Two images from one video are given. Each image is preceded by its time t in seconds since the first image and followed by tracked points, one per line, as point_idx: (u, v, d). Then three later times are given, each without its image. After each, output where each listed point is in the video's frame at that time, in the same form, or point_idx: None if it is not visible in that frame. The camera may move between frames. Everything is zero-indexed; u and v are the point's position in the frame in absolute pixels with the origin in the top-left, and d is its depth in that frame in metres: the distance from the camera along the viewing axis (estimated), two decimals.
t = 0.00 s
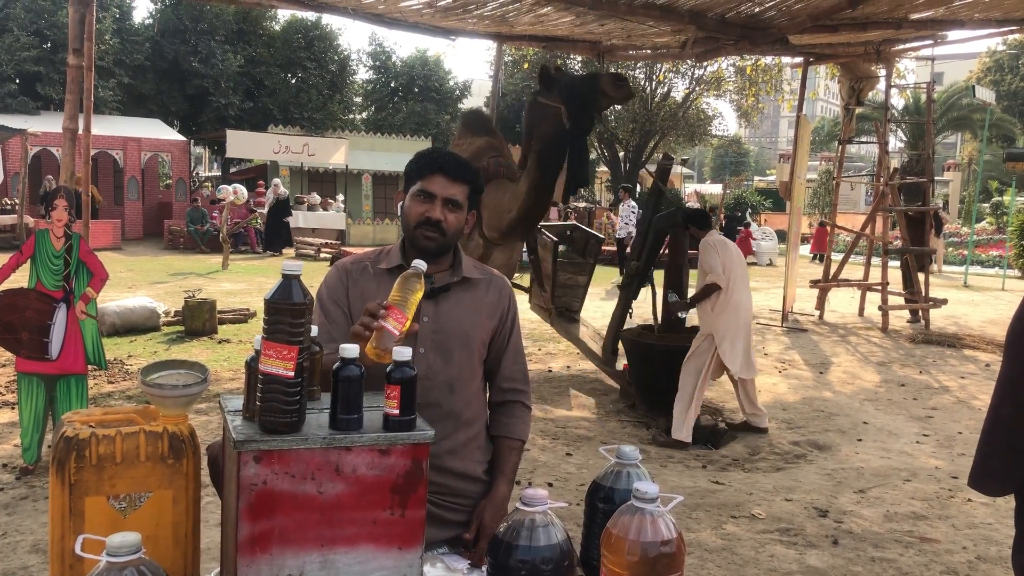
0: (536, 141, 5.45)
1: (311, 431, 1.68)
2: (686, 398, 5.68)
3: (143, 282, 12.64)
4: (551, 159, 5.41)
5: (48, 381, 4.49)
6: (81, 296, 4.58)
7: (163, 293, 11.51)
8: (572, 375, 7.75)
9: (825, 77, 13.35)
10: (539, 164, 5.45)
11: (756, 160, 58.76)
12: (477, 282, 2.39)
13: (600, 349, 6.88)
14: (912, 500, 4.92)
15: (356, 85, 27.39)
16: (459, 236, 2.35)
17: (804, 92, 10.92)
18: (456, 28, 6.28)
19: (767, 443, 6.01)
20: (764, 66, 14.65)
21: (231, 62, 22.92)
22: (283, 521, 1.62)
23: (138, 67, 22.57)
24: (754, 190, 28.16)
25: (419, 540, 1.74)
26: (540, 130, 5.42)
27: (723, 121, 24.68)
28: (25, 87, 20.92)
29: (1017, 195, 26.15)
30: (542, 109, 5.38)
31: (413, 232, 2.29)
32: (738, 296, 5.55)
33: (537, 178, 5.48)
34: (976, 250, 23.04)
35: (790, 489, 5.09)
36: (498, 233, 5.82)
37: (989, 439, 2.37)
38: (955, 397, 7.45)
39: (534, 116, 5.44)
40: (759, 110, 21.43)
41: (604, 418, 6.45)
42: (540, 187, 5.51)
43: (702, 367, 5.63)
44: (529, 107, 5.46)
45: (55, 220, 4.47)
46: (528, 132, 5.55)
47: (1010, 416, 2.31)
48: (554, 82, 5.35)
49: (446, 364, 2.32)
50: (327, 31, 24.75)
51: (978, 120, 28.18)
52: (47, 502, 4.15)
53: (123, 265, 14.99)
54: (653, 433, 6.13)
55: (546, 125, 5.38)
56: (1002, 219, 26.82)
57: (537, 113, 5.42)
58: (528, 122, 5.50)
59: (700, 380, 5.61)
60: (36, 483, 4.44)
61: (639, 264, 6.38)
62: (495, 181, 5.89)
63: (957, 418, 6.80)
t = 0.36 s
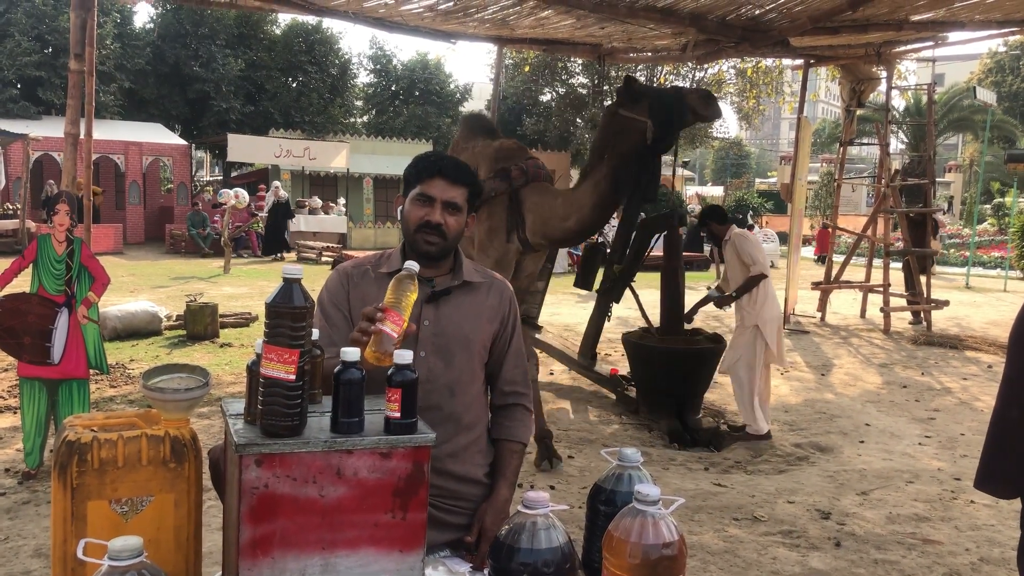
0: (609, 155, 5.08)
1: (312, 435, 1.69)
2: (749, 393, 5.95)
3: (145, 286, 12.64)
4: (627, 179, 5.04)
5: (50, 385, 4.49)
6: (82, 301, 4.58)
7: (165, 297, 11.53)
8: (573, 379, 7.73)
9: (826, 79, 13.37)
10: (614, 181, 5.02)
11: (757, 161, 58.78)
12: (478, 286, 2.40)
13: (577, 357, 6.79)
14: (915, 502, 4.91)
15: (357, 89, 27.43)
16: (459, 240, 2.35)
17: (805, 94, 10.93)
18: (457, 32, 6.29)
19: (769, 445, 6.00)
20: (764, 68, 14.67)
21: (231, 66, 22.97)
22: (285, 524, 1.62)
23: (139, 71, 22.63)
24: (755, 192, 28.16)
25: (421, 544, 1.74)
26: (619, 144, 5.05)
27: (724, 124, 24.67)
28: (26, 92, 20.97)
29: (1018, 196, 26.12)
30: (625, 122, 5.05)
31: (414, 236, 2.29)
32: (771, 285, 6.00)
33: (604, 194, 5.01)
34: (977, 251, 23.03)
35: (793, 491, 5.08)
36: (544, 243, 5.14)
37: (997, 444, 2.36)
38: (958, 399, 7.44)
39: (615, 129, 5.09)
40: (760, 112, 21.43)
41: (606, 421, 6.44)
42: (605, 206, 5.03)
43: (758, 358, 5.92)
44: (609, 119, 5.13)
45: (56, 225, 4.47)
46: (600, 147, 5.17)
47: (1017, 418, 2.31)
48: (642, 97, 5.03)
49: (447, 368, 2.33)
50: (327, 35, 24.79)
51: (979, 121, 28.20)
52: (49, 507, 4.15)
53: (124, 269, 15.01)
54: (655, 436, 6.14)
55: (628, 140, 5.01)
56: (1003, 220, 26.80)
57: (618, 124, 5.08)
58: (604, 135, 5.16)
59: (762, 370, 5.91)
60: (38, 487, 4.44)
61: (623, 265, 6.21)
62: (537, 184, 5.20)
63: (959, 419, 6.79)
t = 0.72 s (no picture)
0: (699, 154, 4.57)
1: (311, 436, 1.68)
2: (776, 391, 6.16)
3: (144, 288, 12.65)
4: (720, 180, 4.59)
5: (50, 388, 4.49)
6: (82, 303, 4.57)
7: (165, 299, 11.54)
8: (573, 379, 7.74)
9: (824, 79, 13.38)
10: (704, 183, 4.57)
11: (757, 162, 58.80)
12: (477, 286, 2.39)
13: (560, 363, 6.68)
14: (915, 502, 4.91)
15: (355, 91, 27.46)
16: (458, 241, 2.35)
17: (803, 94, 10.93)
18: (455, 34, 6.30)
19: (769, 446, 6.01)
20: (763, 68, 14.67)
21: (231, 67, 22.96)
22: (284, 526, 1.61)
23: (138, 73, 22.66)
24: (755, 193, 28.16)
25: (420, 546, 1.74)
26: (712, 142, 4.54)
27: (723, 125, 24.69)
28: (25, 94, 20.99)
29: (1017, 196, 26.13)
30: (721, 120, 4.56)
31: (412, 237, 2.29)
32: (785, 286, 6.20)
33: (690, 197, 4.58)
34: (977, 251, 23.04)
35: (793, 492, 5.07)
36: (613, 246, 4.81)
37: (999, 444, 2.36)
38: (958, 399, 7.44)
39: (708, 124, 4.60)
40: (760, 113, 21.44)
41: (606, 422, 6.45)
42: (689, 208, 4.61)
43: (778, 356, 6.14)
44: (701, 113, 4.63)
45: (55, 226, 4.46)
46: (685, 142, 4.65)
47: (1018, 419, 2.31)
48: (741, 94, 4.59)
49: (446, 369, 2.32)
50: (327, 37, 24.81)
51: (978, 121, 28.25)
52: (49, 509, 4.15)
53: (123, 271, 15.01)
54: (655, 437, 6.15)
55: (722, 139, 4.53)
56: (1003, 220, 26.81)
57: (709, 120, 4.58)
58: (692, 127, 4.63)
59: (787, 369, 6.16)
60: (38, 489, 4.44)
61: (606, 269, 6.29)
62: (596, 183, 4.95)
63: (959, 419, 6.79)
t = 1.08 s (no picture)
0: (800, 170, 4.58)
1: (309, 439, 1.68)
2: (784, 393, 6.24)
3: (143, 291, 12.64)
4: (815, 196, 4.58)
5: (48, 392, 4.50)
6: (80, 306, 4.59)
7: (163, 302, 11.53)
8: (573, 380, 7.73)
9: (822, 80, 13.39)
10: (798, 196, 4.62)
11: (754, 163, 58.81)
12: (476, 288, 2.39)
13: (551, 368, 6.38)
14: (915, 502, 4.91)
15: (354, 93, 27.49)
16: (457, 243, 2.35)
17: (802, 94, 10.93)
18: (453, 35, 6.29)
19: (768, 446, 6.01)
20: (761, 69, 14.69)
21: (229, 70, 22.96)
22: (283, 530, 1.61)
23: (136, 76, 22.65)
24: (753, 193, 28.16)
25: (420, 549, 1.73)
26: (810, 157, 4.55)
27: (721, 125, 24.73)
28: (24, 98, 20.99)
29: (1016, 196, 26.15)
30: (823, 135, 4.55)
31: (411, 241, 2.29)
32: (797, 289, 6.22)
33: (780, 209, 4.66)
34: (976, 251, 23.07)
35: (792, 493, 5.07)
36: (689, 248, 4.81)
37: (1000, 451, 2.36)
38: (957, 399, 7.44)
39: (808, 137, 4.56)
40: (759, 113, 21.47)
41: (606, 423, 6.45)
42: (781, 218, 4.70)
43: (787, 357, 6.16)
44: (800, 128, 4.59)
45: (53, 230, 4.47)
46: (780, 153, 4.65)
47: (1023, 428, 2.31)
48: (844, 113, 4.59)
49: (445, 372, 2.32)
50: (325, 39, 24.82)
51: (976, 121, 28.31)
52: (47, 512, 4.14)
53: (122, 274, 14.99)
54: (655, 437, 6.15)
55: (822, 155, 4.54)
56: (1001, 219, 26.82)
57: (811, 136, 4.55)
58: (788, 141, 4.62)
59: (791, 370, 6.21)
60: (37, 493, 4.43)
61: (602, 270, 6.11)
62: (662, 185, 4.88)
63: (959, 419, 6.80)
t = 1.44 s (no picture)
0: (871, 173, 4.74)
1: (308, 440, 1.68)
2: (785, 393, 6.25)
3: (142, 292, 12.63)
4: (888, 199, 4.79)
5: (47, 393, 4.49)
6: (79, 306, 4.59)
7: (162, 303, 11.51)
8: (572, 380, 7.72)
9: (821, 80, 13.41)
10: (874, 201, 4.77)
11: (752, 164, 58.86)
12: (474, 289, 2.39)
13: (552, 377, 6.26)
14: (914, 502, 4.91)
15: (352, 93, 27.50)
16: (455, 243, 2.34)
17: (801, 94, 10.93)
18: (452, 35, 6.29)
19: (767, 446, 6.01)
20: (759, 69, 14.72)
21: (227, 71, 22.94)
22: (282, 531, 1.61)
23: (135, 77, 22.65)
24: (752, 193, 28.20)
25: (419, 549, 1.73)
26: (882, 160, 4.71)
27: (719, 125, 24.77)
28: (22, 98, 20.96)
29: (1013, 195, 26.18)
30: (895, 142, 4.70)
31: (407, 241, 2.29)
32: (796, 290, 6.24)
33: (857, 215, 4.78)
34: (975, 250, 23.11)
35: (792, 493, 5.07)
36: (775, 258, 4.78)
37: (999, 450, 2.36)
38: (956, 399, 7.44)
39: (880, 144, 4.72)
40: (757, 113, 21.50)
41: (605, 423, 6.45)
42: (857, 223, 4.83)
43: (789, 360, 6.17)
44: (874, 133, 4.73)
45: (51, 230, 4.47)
46: (853, 161, 4.79)
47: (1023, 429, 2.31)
48: (911, 119, 4.74)
49: (443, 372, 2.32)
50: (324, 39, 24.83)
51: (975, 121, 28.38)
52: (46, 513, 4.13)
53: (120, 275, 14.97)
54: (654, 438, 6.14)
55: (893, 160, 4.72)
56: (1000, 219, 26.86)
57: (881, 137, 4.72)
58: (860, 144, 4.79)
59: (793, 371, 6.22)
60: (35, 494, 4.43)
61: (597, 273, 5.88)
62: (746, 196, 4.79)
63: (957, 419, 6.81)
